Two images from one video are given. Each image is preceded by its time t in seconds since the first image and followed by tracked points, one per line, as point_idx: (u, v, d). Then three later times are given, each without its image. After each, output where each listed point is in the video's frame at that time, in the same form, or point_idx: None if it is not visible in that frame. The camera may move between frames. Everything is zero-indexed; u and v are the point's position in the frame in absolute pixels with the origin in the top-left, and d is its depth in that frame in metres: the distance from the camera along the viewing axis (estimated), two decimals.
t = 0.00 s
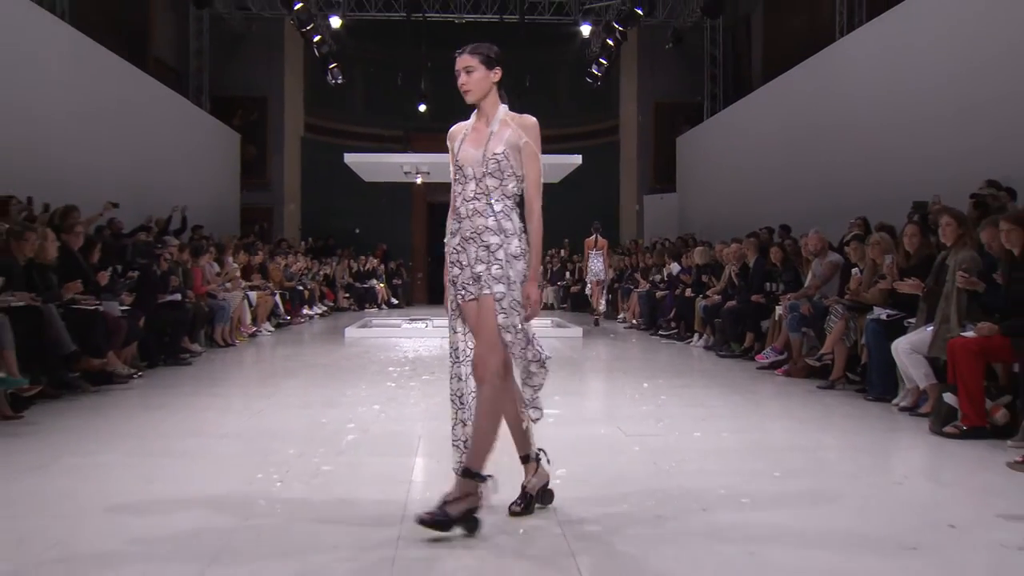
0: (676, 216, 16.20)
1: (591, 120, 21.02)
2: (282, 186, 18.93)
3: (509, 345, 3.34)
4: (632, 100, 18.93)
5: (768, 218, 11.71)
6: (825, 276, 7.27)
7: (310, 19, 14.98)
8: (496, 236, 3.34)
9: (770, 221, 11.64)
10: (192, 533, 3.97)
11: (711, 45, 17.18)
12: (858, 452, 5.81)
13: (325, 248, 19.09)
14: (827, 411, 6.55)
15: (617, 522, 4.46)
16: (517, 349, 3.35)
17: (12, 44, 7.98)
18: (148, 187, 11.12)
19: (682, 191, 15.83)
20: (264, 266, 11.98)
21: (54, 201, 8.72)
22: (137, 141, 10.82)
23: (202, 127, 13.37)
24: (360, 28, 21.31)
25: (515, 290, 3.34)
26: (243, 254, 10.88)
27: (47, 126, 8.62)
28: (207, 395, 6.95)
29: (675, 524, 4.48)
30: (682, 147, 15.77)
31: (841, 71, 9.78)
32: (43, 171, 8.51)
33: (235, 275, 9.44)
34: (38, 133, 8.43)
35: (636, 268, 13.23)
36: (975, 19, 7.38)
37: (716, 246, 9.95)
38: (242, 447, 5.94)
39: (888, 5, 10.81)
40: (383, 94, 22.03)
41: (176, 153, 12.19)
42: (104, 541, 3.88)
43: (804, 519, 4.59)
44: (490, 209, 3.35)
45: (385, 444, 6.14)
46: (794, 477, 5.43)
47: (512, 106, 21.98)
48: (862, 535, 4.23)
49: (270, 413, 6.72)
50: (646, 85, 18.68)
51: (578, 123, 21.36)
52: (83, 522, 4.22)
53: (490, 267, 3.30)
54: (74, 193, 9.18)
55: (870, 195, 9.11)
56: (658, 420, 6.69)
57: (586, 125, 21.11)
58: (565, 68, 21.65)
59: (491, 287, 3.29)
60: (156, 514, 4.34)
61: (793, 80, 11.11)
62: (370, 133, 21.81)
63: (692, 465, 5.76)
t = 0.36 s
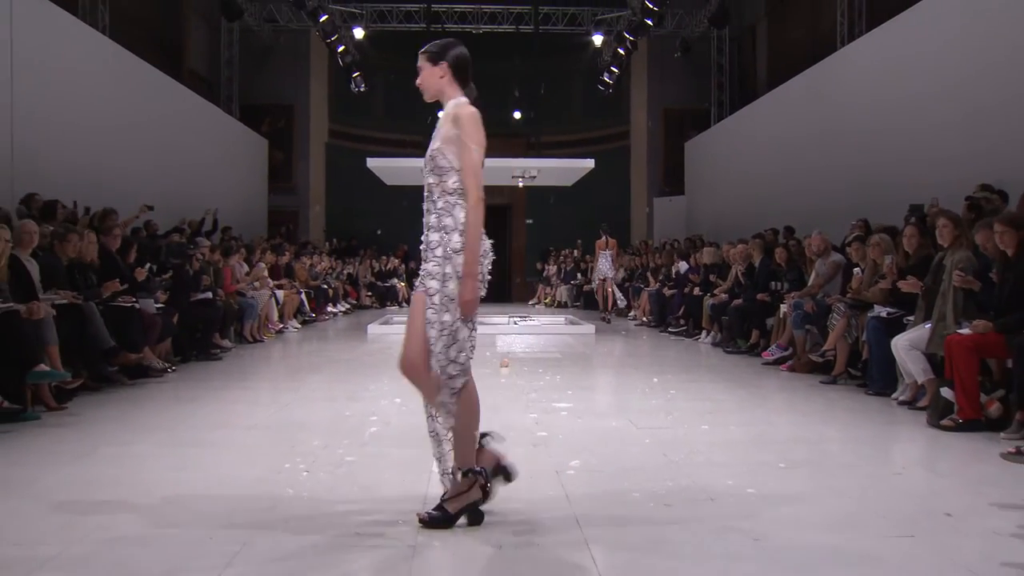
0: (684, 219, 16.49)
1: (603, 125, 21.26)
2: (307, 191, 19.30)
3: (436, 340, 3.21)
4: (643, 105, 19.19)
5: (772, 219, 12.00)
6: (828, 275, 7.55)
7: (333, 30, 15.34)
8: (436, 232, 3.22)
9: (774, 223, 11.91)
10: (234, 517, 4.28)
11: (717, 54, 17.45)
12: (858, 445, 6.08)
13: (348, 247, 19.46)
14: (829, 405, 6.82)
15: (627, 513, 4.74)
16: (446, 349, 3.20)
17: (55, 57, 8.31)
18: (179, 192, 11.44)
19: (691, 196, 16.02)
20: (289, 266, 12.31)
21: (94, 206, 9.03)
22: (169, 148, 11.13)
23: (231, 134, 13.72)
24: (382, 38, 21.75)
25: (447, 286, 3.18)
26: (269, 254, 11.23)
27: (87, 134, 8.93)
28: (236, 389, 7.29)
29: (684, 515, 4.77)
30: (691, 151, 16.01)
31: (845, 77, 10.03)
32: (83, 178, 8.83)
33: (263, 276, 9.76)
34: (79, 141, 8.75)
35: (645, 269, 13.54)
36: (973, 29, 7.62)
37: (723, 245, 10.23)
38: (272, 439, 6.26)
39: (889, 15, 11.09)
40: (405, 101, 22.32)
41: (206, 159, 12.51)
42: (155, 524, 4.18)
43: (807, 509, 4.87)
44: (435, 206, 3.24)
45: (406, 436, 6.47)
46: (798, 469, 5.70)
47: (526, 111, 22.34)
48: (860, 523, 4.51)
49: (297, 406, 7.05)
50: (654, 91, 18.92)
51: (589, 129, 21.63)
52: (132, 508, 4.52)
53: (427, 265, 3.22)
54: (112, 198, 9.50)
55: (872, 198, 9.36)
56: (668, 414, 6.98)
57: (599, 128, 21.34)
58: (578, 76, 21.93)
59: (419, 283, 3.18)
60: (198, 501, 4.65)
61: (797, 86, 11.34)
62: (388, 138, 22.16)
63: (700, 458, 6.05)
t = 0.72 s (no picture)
0: (707, 219, 16.46)
1: (625, 125, 21.24)
2: (329, 190, 19.37)
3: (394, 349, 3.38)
4: (665, 105, 19.13)
5: (794, 218, 11.94)
6: (852, 275, 7.50)
7: (357, 31, 15.42)
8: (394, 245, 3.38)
9: (796, 222, 11.85)
10: (258, 513, 4.31)
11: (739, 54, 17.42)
12: (883, 446, 6.04)
13: (370, 247, 19.50)
14: (853, 405, 6.78)
15: (649, 514, 4.74)
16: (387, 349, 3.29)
17: (81, 59, 8.40)
18: (204, 192, 11.51)
19: (714, 196, 15.95)
20: (313, 266, 12.37)
21: (120, 206, 9.12)
22: (194, 149, 11.21)
23: (255, 134, 13.81)
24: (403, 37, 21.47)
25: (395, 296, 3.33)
26: (292, 254, 11.28)
27: (113, 135, 9.02)
28: (259, 388, 7.33)
29: (707, 515, 4.75)
30: (713, 151, 15.95)
31: (867, 75, 9.99)
32: (110, 178, 8.92)
33: (285, 275, 9.82)
34: (105, 142, 8.84)
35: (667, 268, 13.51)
36: (997, 26, 7.55)
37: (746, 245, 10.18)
38: (295, 438, 6.29)
39: (913, 13, 11.01)
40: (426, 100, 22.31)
41: (230, 160, 12.58)
42: (179, 520, 4.21)
43: (831, 510, 4.84)
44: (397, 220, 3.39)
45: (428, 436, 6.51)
46: (822, 470, 5.67)
47: (548, 111, 22.34)
48: (885, 525, 4.49)
49: (319, 405, 7.08)
50: (676, 91, 18.86)
51: (611, 129, 21.62)
52: (157, 504, 4.56)
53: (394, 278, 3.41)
54: (138, 198, 9.58)
55: (896, 197, 9.30)
56: (692, 414, 6.96)
57: (622, 128, 21.30)
58: (602, 75, 21.71)
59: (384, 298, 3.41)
60: (222, 498, 4.68)
61: (819, 85, 11.29)
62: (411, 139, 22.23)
63: (723, 458, 6.03)
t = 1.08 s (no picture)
0: (728, 219, 16.34)
1: (645, 124, 21.13)
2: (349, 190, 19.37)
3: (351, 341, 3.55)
4: (685, 102, 18.99)
5: (815, 218, 11.85)
6: (875, 275, 7.42)
7: (376, 31, 15.43)
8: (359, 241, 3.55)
9: (818, 222, 11.75)
10: (278, 511, 4.30)
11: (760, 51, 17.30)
12: (907, 448, 5.96)
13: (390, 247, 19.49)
14: (877, 406, 6.71)
15: (669, 515, 4.70)
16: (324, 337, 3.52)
17: (102, 59, 8.44)
18: (223, 192, 11.54)
19: (734, 194, 15.83)
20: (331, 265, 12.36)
21: (140, 206, 9.16)
22: (213, 149, 11.23)
23: (274, 133, 13.83)
24: (422, 37, 21.52)
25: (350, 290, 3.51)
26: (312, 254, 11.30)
27: (133, 135, 9.06)
28: (278, 387, 7.33)
29: (728, 517, 4.69)
30: (735, 151, 15.81)
31: (889, 73, 9.91)
32: (130, 178, 8.96)
33: (304, 275, 9.83)
34: (126, 142, 8.88)
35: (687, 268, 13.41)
36: (1021, 21, 7.45)
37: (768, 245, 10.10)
38: (314, 438, 6.28)
39: (937, 9, 10.88)
40: (444, 100, 22.30)
41: (249, 160, 12.61)
42: (198, 518, 4.21)
43: (854, 512, 4.78)
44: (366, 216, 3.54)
45: (447, 438, 6.51)
46: (845, 472, 5.60)
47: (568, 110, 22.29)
48: (911, 527, 4.42)
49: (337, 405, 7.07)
50: (696, 88, 18.71)
51: (628, 128, 21.54)
52: (176, 501, 4.55)
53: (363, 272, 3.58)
54: (157, 197, 9.61)
55: (920, 196, 9.19)
56: (713, 415, 6.91)
57: (643, 126, 21.18)
58: (621, 73, 21.59)
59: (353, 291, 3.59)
60: (241, 496, 4.68)
61: (841, 84, 11.21)
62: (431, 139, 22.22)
63: (744, 459, 5.98)
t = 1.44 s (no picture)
0: (749, 216, 16.08)
1: (661, 119, 20.87)
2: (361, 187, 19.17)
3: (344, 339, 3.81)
4: (704, 95, 18.70)
5: (839, 215, 11.58)
6: (902, 274, 7.18)
7: (386, 23, 15.22)
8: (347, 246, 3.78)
9: (842, 220, 11.48)
10: (281, 519, 4.10)
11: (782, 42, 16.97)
12: (937, 453, 5.72)
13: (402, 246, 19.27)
14: (904, 410, 6.47)
15: (690, 522, 4.48)
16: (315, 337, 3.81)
17: (104, 52, 8.29)
18: (229, 189, 11.39)
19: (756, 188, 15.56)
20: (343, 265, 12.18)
21: (144, 203, 9.00)
22: (219, 145, 11.07)
23: (280, 129, 13.68)
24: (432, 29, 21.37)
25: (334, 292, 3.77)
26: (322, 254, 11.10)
27: (136, 130, 8.90)
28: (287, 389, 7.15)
29: (751, 525, 4.47)
30: (755, 146, 15.54)
31: (916, 64, 9.67)
32: (132, 174, 8.81)
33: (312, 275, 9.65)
34: (128, 137, 8.73)
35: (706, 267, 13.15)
36: None
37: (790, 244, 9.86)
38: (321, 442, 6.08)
39: None
40: (458, 95, 22.08)
41: (256, 156, 12.45)
42: (197, 527, 4.02)
43: (885, 520, 4.55)
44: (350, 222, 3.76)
45: (459, 442, 6.32)
46: (872, 478, 5.37)
47: (582, 105, 22.03)
48: (945, 537, 4.19)
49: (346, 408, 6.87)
50: (716, 81, 18.40)
51: (644, 122, 21.27)
52: (175, 504, 4.37)
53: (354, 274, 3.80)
54: (160, 194, 9.46)
55: (949, 191, 8.94)
56: (733, 418, 6.69)
57: (661, 121, 20.90)
58: (638, 65, 21.29)
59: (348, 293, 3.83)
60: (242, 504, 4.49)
61: (866, 77, 10.96)
62: (443, 133, 22.08)
63: (766, 464, 5.76)
